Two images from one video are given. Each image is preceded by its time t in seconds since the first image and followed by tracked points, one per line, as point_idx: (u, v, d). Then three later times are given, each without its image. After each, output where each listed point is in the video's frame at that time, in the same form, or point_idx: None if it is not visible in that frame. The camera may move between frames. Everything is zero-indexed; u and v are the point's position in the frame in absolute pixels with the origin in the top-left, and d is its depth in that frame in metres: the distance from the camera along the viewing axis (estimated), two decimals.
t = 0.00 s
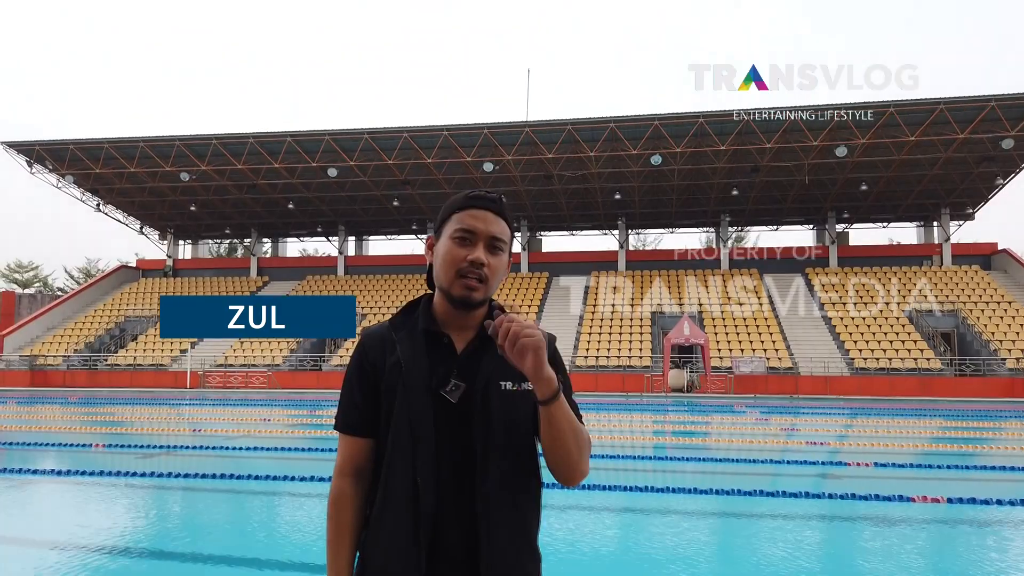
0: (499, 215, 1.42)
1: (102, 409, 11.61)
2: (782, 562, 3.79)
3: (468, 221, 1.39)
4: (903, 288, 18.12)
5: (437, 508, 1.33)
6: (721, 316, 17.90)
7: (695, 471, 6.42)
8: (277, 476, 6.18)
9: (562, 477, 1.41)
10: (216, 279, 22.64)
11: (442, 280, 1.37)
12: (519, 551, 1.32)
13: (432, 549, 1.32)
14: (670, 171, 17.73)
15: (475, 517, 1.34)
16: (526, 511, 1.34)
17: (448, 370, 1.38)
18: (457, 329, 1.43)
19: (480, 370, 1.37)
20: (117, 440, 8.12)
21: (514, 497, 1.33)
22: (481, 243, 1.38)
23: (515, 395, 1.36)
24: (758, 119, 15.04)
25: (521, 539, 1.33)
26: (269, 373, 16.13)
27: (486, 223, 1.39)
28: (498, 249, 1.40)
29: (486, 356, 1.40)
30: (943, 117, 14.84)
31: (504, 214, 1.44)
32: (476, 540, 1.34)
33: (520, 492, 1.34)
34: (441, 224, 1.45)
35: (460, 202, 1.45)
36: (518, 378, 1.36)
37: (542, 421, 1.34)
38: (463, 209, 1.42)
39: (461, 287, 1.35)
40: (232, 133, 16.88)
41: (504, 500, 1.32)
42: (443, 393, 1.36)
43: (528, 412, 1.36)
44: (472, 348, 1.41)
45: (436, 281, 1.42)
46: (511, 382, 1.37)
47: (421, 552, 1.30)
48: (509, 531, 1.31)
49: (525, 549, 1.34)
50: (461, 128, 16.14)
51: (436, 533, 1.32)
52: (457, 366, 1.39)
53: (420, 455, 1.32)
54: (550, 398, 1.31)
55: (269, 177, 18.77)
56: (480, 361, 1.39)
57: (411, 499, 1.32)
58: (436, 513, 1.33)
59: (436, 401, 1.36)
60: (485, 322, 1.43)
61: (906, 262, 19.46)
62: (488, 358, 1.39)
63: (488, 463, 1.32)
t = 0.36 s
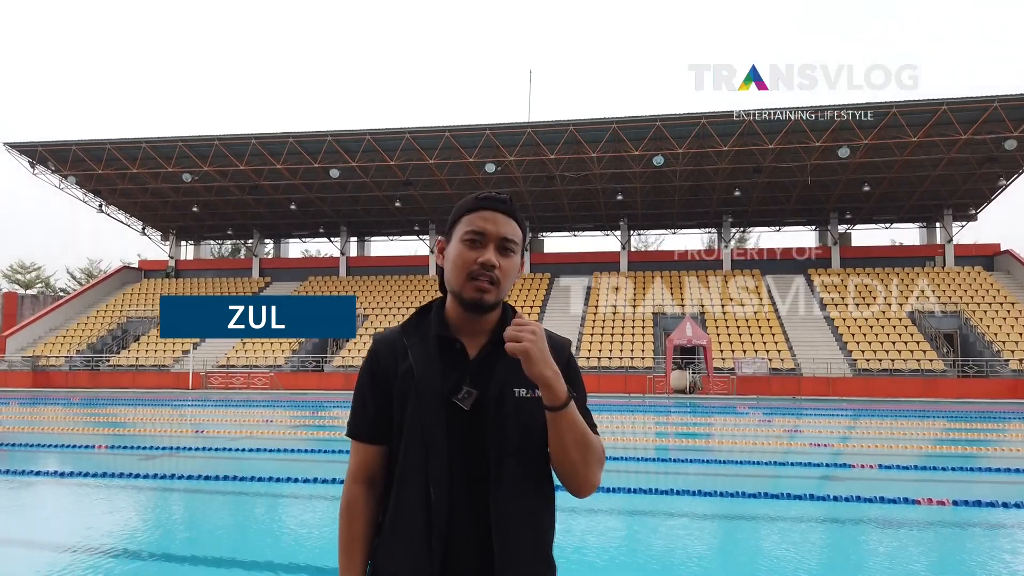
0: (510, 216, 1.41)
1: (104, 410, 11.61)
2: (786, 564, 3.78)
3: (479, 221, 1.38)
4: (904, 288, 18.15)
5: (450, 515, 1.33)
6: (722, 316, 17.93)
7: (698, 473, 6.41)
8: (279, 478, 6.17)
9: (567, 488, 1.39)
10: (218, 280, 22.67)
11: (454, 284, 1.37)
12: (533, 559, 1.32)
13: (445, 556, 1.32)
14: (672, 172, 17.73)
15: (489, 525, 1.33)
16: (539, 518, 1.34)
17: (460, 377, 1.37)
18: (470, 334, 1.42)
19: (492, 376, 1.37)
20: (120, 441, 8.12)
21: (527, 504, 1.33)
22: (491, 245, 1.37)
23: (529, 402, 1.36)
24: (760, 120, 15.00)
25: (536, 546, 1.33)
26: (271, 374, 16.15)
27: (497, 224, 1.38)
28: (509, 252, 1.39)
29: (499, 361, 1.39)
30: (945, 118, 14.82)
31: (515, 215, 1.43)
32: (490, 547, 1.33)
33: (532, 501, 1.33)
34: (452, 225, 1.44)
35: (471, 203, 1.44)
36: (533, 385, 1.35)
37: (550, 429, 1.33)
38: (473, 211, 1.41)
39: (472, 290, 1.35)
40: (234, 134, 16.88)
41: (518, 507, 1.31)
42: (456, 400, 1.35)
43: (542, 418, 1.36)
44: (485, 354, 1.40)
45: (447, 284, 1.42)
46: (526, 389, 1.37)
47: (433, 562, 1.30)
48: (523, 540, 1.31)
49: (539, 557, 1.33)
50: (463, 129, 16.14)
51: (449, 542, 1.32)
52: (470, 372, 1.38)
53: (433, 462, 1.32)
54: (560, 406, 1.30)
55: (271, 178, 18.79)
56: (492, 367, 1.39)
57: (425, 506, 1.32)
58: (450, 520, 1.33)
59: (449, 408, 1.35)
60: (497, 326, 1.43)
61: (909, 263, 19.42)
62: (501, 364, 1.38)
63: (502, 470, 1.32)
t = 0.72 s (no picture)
0: (525, 223, 1.42)
1: (107, 412, 11.62)
2: (789, 567, 3.78)
3: (495, 227, 1.39)
4: (904, 288, 18.18)
5: (466, 522, 1.32)
6: (723, 317, 17.95)
7: (700, 475, 6.42)
8: (282, 480, 6.17)
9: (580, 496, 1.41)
10: (221, 282, 22.70)
11: (470, 290, 1.38)
12: (549, 565, 1.32)
13: (460, 563, 1.32)
14: (674, 174, 17.73)
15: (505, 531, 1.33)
16: (555, 525, 1.34)
17: (475, 383, 1.38)
18: (485, 340, 1.43)
19: (508, 382, 1.37)
20: (123, 443, 8.13)
21: (544, 511, 1.33)
22: (507, 251, 1.38)
23: (545, 409, 1.36)
24: (762, 120, 14.96)
25: (552, 553, 1.33)
26: (273, 376, 16.16)
27: (512, 230, 1.39)
28: (524, 258, 1.40)
29: (514, 368, 1.40)
30: (947, 120, 14.81)
31: (531, 221, 1.44)
32: (504, 553, 1.33)
33: (548, 507, 1.33)
34: (468, 232, 1.45)
35: (486, 209, 1.45)
36: (548, 391, 1.36)
37: (567, 436, 1.34)
38: (488, 217, 1.41)
39: (488, 296, 1.35)
40: (236, 136, 16.91)
41: (533, 514, 1.32)
42: (472, 406, 1.35)
43: (558, 424, 1.36)
44: (500, 360, 1.41)
45: (463, 290, 1.42)
46: (542, 395, 1.37)
47: (448, 569, 1.30)
48: (539, 547, 1.31)
49: (554, 563, 1.33)
50: (465, 130, 16.15)
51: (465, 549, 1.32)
52: (485, 378, 1.39)
53: (449, 468, 1.32)
54: (576, 413, 1.31)
55: (273, 180, 18.81)
56: (508, 373, 1.39)
57: (441, 512, 1.32)
58: (465, 527, 1.32)
59: (464, 414, 1.35)
60: (512, 332, 1.43)
61: (911, 264, 19.39)
62: (517, 370, 1.39)
63: (519, 476, 1.32)
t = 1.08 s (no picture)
0: (534, 229, 1.41)
1: (106, 413, 11.62)
2: (786, 570, 3.78)
3: (505, 232, 1.38)
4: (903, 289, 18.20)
5: (478, 530, 1.33)
6: (722, 317, 17.99)
7: (697, 477, 6.42)
8: (281, 482, 6.16)
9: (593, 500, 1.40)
10: (219, 282, 22.67)
11: (479, 298, 1.36)
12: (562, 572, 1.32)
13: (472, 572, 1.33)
14: (672, 175, 17.74)
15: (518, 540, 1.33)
16: (568, 532, 1.35)
17: (486, 392, 1.37)
18: (496, 347, 1.42)
19: (520, 390, 1.36)
20: (122, 444, 8.12)
21: (556, 518, 1.33)
22: (516, 258, 1.36)
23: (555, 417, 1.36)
24: (760, 122, 14.97)
25: (564, 560, 1.33)
26: (272, 377, 16.15)
27: (521, 238, 1.38)
28: (534, 265, 1.39)
29: (525, 376, 1.39)
30: (945, 121, 14.84)
31: (540, 227, 1.42)
32: (517, 561, 1.33)
33: (560, 515, 1.33)
34: (476, 239, 1.44)
35: (494, 215, 1.43)
36: (560, 398, 1.36)
37: (581, 440, 1.33)
38: (497, 225, 1.40)
39: (498, 304, 1.34)
40: (234, 137, 16.90)
41: (546, 521, 1.32)
42: (484, 415, 1.35)
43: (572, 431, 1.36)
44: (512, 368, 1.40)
45: (473, 299, 1.41)
46: (553, 402, 1.36)
47: None
48: (551, 555, 1.31)
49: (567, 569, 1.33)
50: (463, 131, 16.14)
51: (477, 556, 1.32)
52: (496, 387, 1.38)
53: (460, 479, 1.33)
54: (589, 418, 1.30)
55: (272, 180, 18.79)
56: (519, 382, 1.38)
57: (453, 522, 1.32)
58: (478, 536, 1.33)
59: (475, 422, 1.35)
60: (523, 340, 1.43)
61: (909, 265, 19.41)
62: (528, 378, 1.38)
63: (530, 483, 1.32)
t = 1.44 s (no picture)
0: (536, 236, 1.42)
1: (102, 414, 11.58)
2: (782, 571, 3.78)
3: (505, 238, 1.40)
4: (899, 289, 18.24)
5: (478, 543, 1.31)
6: (719, 317, 18.02)
7: (694, 478, 6.43)
8: (278, 484, 6.15)
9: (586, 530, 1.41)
10: (216, 283, 22.63)
11: (481, 305, 1.37)
12: None
13: None
14: (669, 176, 17.75)
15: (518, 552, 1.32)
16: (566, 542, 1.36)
17: (489, 401, 1.36)
18: (498, 355, 1.42)
19: (521, 400, 1.36)
20: (118, 446, 8.09)
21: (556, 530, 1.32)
22: (517, 264, 1.39)
23: (558, 425, 1.36)
24: (758, 122, 14.99)
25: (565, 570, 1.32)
26: (269, 377, 16.12)
27: (522, 243, 1.40)
28: (534, 270, 1.40)
29: (529, 385, 1.39)
30: (941, 122, 14.88)
31: (541, 234, 1.44)
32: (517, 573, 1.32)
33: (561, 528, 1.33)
34: (476, 246, 1.45)
35: (495, 223, 1.45)
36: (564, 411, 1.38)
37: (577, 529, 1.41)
38: (498, 232, 1.41)
39: (499, 311, 1.35)
40: (231, 137, 16.86)
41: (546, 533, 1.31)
42: (485, 424, 1.34)
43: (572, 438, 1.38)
44: (514, 376, 1.40)
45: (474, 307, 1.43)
46: (556, 414, 1.38)
47: None
48: (552, 562, 1.33)
49: None
50: (460, 132, 16.13)
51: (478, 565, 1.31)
52: (498, 396, 1.37)
53: (462, 487, 1.31)
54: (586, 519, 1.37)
55: (269, 180, 18.75)
56: (521, 391, 1.38)
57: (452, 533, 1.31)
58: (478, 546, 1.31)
59: (477, 431, 1.34)
60: (524, 348, 1.43)
61: (905, 266, 19.46)
62: (530, 389, 1.38)
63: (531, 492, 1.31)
